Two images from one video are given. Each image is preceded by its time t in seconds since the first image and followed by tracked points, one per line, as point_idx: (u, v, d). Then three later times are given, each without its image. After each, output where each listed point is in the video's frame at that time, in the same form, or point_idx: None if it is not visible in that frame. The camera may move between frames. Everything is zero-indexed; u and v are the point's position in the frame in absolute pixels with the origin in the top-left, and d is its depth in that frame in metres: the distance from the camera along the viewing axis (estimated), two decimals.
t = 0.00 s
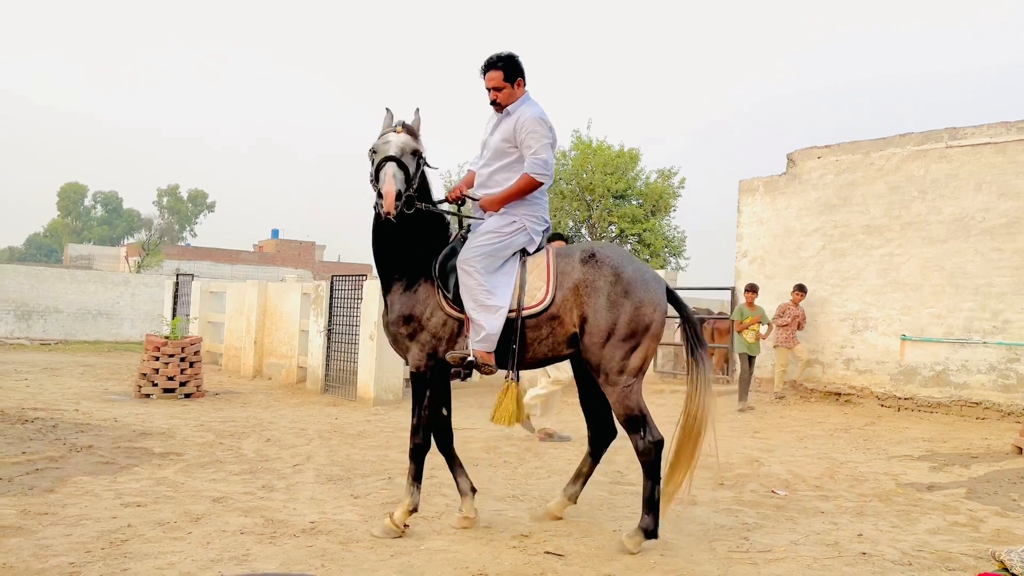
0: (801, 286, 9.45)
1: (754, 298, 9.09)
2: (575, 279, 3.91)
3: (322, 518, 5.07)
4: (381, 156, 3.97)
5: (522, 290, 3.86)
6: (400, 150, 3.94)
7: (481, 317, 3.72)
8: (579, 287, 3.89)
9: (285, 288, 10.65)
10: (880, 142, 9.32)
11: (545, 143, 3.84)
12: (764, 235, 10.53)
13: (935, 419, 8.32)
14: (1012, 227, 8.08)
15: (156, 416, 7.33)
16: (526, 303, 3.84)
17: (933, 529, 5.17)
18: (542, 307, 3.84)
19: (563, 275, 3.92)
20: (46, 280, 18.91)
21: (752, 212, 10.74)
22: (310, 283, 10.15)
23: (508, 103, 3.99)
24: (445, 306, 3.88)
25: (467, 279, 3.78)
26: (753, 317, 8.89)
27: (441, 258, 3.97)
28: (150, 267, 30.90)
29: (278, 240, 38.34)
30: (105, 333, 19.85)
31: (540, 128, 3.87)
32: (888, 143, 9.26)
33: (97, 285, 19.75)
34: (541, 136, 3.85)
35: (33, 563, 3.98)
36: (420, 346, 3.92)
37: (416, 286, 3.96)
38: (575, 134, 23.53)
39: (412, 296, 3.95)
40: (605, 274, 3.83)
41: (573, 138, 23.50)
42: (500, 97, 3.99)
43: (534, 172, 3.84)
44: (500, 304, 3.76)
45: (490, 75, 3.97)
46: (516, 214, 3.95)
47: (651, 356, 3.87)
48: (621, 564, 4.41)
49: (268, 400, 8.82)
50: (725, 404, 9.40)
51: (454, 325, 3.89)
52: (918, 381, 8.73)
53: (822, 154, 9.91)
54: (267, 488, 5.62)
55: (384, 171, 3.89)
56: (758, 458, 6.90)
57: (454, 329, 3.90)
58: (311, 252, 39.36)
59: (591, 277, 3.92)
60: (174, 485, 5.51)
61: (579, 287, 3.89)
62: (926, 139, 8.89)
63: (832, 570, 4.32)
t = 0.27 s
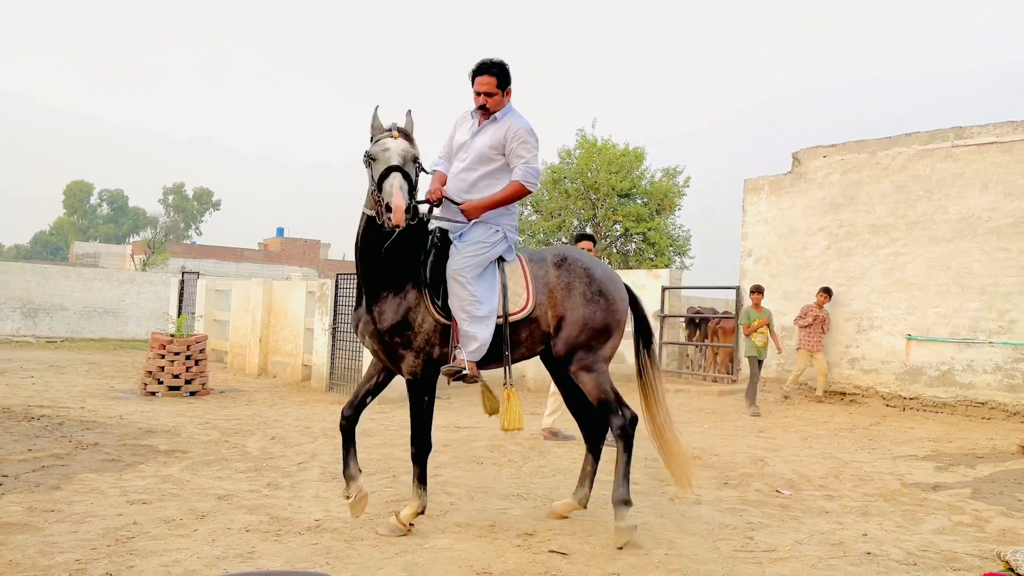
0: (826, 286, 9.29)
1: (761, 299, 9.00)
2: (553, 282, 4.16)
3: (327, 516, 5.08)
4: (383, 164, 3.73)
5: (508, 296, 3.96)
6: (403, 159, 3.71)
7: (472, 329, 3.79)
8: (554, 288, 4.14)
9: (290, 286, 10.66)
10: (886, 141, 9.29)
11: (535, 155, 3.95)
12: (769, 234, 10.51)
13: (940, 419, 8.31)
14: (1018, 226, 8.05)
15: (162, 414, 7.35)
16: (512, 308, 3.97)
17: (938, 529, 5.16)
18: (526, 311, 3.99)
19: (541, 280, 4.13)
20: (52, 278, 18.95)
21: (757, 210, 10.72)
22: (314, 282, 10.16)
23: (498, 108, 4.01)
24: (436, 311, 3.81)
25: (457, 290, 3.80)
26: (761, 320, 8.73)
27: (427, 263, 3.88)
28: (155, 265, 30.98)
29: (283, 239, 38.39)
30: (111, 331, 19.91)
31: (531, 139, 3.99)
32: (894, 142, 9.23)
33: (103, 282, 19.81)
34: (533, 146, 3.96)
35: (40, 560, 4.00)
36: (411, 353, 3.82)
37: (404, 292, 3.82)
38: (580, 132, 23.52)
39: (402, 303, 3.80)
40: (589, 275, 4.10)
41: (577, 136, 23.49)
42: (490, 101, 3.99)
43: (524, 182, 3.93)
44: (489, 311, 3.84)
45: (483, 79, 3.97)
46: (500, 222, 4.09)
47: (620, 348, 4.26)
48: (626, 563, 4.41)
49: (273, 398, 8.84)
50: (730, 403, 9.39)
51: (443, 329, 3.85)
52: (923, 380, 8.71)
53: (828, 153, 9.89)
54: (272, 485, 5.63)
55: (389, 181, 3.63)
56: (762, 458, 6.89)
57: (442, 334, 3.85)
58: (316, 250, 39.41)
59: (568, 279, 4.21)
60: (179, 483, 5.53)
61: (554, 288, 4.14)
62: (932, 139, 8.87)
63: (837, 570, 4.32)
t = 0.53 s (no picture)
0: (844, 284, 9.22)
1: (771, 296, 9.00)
2: (524, 287, 4.78)
3: (333, 514, 5.09)
4: (429, 156, 3.68)
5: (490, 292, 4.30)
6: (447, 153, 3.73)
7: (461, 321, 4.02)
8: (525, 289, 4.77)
9: (297, 285, 10.68)
10: (893, 140, 9.26)
11: (519, 156, 4.19)
12: (776, 233, 10.49)
13: (947, 419, 8.28)
14: None
15: (168, 412, 7.37)
16: (492, 304, 4.35)
17: (945, 530, 5.14)
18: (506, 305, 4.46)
19: (512, 282, 4.67)
20: (60, 277, 19.01)
21: (764, 210, 10.69)
22: (321, 280, 10.18)
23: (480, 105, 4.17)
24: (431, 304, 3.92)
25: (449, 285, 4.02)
26: (773, 318, 8.64)
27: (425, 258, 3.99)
28: (162, 264, 31.05)
29: (289, 238, 38.45)
30: (118, 330, 19.97)
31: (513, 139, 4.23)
32: (901, 141, 9.20)
33: (109, 281, 19.87)
34: (515, 147, 4.22)
35: (47, 558, 4.01)
36: (411, 346, 3.88)
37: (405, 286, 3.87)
38: (586, 131, 23.50)
39: (403, 296, 3.84)
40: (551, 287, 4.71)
41: (584, 135, 23.47)
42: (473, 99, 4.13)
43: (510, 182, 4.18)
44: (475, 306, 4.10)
45: (467, 77, 4.10)
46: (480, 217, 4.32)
47: (564, 354, 5.07)
48: (632, 562, 4.40)
49: (279, 396, 8.85)
50: (736, 402, 9.38)
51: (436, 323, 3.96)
52: (930, 380, 8.68)
53: (835, 152, 9.86)
54: (278, 484, 5.64)
55: (440, 171, 3.61)
56: (769, 457, 6.88)
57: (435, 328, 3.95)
58: (322, 249, 39.45)
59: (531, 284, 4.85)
60: (186, 481, 5.54)
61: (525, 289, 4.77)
62: (939, 138, 8.84)
63: (843, 570, 4.31)
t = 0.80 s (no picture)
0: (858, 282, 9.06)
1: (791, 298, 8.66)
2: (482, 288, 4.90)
3: (341, 513, 5.09)
4: (466, 164, 3.68)
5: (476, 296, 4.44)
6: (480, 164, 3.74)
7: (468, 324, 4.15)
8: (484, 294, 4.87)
9: (305, 285, 10.71)
10: (902, 140, 9.22)
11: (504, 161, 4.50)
12: (784, 233, 10.47)
13: (956, 420, 8.24)
14: None
15: (177, 411, 7.39)
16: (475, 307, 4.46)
17: (954, 530, 5.12)
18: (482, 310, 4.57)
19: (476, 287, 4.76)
20: (70, 276, 19.09)
21: (772, 209, 10.67)
22: (329, 280, 10.20)
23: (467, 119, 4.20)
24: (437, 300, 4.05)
25: (456, 288, 4.14)
26: (791, 321, 8.40)
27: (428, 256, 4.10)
28: (170, 263, 31.16)
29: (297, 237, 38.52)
30: (127, 329, 20.05)
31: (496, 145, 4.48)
32: (910, 140, 9.16)
33: (119, 280, 19.96)
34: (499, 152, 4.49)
35: (57, 556, 4.03)
36: (425, 344, 3.94)
37: (416, 285, 3.93)
38: (594, 130, 23.48)
39: (418, 293, 3.92)
40: (498, 294, 5.00)
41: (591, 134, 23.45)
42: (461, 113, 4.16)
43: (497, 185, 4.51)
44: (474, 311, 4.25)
45: (456, 90, 4.10)
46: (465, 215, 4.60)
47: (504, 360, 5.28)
48: (640, 562, 4.40)
49: (287, 396, 8.87)
50: (744, 402, 9.36)
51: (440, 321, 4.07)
52: (939, 380, 8.64)
53: (843, 151, 9.83)
54: (287, 483, 5.65)
55: (478, 183, 3.63)
56: (777, 458, 6.86)
57: (440, 326, 4.06)
58: (330, 249, 39.52)
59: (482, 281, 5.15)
60: (195, 480, 5.56)
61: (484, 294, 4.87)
62: (948, 137, 8.80)
63: (852, 570, 4.29)
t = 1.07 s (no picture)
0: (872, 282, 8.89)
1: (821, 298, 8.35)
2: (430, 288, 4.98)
3: (351, 513, 5.10)
4: (517, 178, 3.81)
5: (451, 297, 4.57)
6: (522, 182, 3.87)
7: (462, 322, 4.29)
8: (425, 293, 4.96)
9: (314, 285, 10.73)
10: (913, 139, 9.17)
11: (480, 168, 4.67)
12: (794, 232, 10.43)
13: (968, 420, 8.19)
14: None
15: (187, 411, 7.41)
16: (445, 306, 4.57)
17: (966, 532, 5.09)
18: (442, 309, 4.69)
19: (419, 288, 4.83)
20: (81, 276, 19.20)
21: (782, 209, 10.63)
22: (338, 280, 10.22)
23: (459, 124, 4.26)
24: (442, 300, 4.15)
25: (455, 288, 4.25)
26: (820, 321, 8.10)
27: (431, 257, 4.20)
28: (180, 263, 31.32)
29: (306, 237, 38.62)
30: (137, 329, 20.14)
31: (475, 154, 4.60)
32: (921, 139, 9.11)
33: (129, 280, 20.05)
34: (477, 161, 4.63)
35: (69, 555, 4.04)
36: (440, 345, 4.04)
37: (433, 286, 4.03)
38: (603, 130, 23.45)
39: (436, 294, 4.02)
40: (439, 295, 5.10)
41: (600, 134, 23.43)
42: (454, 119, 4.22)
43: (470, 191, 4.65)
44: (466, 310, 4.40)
45: (458, 94, 4.14)
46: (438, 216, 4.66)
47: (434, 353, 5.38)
48: (650, 563, 4.39)
49: (296, 395, 8.89)
50: (753, 402, 9.33)
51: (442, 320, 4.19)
52: (951, 380, 8.59)
53: (854, 151, 9.79)
54: (296, 482, 5.66)
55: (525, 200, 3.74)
56: (788, 458, 6.83)
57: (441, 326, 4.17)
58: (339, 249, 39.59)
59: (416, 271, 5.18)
60: (205, 479, 5.57)
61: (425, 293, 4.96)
62: (960, 135, 8.74)
63: (863, 571, 4.27)
